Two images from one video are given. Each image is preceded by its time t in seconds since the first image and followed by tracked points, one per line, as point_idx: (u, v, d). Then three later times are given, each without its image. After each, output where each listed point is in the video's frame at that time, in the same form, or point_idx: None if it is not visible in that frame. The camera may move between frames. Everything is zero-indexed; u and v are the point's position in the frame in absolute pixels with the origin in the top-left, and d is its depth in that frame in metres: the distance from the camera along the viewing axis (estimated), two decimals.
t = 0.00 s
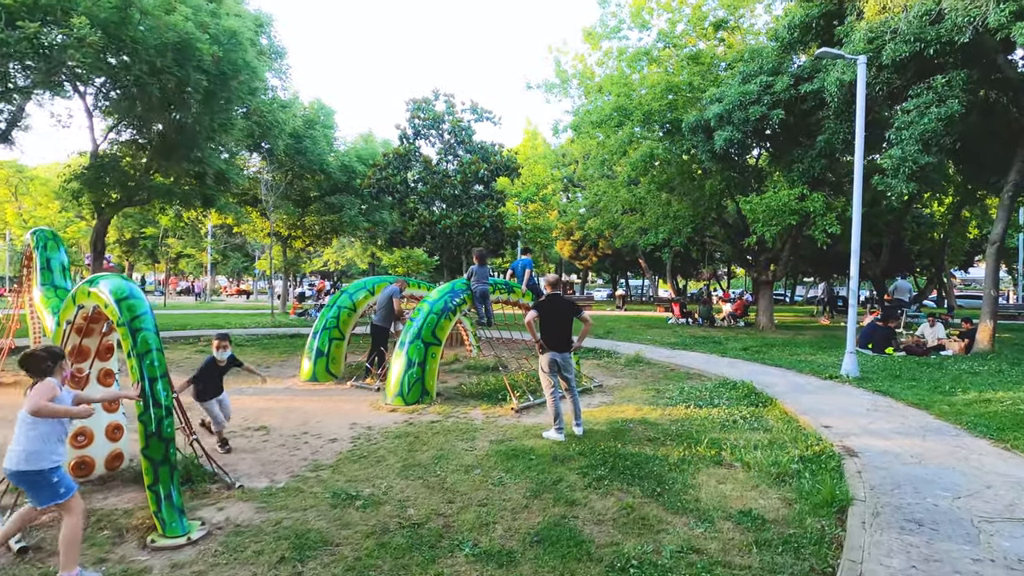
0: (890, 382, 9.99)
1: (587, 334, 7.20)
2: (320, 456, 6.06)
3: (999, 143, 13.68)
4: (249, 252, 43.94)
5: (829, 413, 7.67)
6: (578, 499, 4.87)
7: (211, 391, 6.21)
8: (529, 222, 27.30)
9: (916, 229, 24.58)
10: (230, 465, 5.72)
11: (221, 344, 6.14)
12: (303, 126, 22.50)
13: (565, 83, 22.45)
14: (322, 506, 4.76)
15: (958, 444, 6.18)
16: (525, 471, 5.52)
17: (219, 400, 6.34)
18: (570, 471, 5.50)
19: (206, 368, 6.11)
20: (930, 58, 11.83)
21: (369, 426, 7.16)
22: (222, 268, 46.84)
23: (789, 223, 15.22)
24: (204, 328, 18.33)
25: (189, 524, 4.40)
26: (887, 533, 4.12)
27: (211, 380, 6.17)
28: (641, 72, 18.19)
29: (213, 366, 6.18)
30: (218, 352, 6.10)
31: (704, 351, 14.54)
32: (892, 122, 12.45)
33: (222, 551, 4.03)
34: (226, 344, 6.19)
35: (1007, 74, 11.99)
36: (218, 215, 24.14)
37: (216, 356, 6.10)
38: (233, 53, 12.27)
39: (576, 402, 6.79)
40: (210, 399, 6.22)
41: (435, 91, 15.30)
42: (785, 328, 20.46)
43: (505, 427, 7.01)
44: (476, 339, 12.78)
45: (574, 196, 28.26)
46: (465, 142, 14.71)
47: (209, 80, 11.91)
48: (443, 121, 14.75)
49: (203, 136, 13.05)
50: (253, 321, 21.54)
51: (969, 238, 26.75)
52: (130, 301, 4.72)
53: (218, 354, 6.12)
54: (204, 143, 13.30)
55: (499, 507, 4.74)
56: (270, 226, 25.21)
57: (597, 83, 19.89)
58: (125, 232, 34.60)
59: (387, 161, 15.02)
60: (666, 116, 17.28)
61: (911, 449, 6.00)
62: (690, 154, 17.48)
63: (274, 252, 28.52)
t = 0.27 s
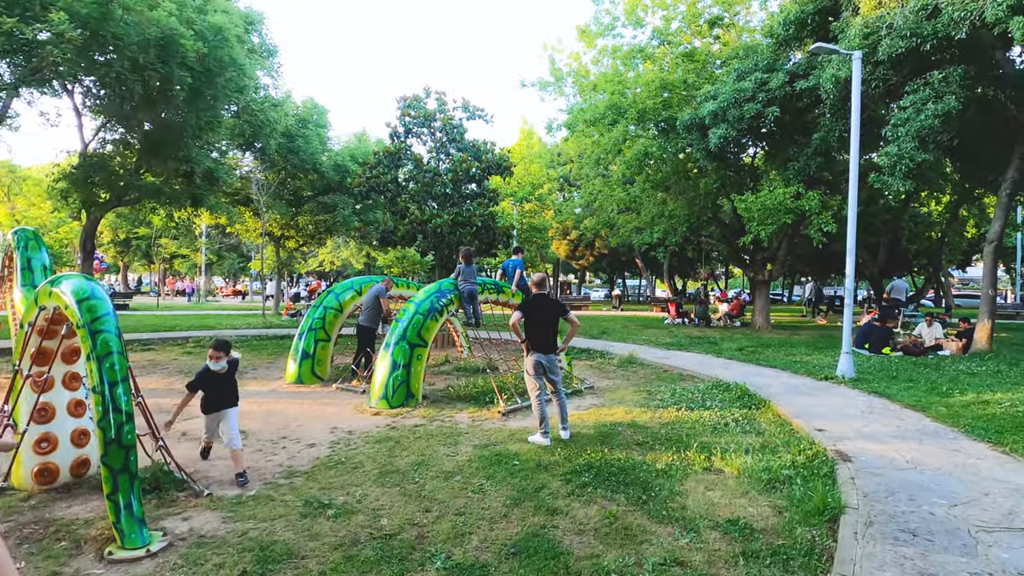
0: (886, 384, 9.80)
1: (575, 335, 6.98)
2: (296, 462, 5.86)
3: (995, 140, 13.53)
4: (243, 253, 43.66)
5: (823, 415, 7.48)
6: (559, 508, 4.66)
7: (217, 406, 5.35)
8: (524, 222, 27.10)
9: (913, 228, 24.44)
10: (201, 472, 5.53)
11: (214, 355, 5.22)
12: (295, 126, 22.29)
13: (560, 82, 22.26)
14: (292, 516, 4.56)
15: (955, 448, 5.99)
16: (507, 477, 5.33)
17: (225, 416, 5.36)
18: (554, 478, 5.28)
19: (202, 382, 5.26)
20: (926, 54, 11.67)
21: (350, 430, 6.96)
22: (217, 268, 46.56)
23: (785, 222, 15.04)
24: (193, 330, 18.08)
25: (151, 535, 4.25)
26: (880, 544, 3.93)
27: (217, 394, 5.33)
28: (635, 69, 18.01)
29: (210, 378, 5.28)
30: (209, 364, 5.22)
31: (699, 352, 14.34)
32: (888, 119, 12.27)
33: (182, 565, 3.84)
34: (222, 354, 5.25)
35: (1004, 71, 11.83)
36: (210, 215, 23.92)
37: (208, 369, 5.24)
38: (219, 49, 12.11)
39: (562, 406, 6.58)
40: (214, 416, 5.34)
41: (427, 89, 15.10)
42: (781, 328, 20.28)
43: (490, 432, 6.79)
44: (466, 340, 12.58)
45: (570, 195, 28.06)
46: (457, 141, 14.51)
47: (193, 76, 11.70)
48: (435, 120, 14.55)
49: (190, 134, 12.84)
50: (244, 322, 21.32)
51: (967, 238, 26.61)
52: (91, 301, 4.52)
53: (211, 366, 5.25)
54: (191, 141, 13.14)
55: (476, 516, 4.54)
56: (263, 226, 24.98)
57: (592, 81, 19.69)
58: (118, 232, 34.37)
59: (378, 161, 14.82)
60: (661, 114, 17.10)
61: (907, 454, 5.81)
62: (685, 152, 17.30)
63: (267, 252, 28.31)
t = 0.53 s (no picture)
0: (879, 387, 9.63)
1: (557, 339, 6.80)
2: (267, 472, 5.67)
3: (990, 140, 13.38)
4: (238, 253, 43.40)
5: (813, 421, 7.30)
6: (534, 522, 4.46)
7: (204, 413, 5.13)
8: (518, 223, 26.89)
9: (909, 229, 24.30)
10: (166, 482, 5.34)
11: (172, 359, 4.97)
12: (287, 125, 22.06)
13: (553, 81, 22.07)
14: (253, 530, 4.37)
15: (947, 456, 5.81)
16: (482, 487, 5.14)
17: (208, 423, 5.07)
18: (531, 488, 5.08)
19: (177, 388, 5.07)
20: (920, 52, 11.51)
21: (326, 437, 6.76)
22: (211, 269, 46.28)
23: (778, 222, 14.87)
24: (181, 332, 17.84)
25: (102, 551, 4.04)
26: (867, 563, 3.74)
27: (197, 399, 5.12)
28: (629, 68, 17.85)
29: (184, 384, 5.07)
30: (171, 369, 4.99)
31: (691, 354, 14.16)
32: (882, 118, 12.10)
33: None
34: (180, 356, 4.97)
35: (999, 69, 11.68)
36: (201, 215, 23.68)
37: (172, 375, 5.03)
38: (202, 47, 11.94)
39: (544, 412, 6.38)
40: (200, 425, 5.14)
41: (416, 88, 14.90)
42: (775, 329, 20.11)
43: (470, 439, 6.60)
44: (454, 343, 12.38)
45: (565, 196, 27.86)
46: (446, 140, 14.31)
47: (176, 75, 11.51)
48: (424, 119, 14.34)
49: (174, 134, 12.64)
50: (235, 323, 21.09)
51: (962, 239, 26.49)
52: (44, 307, 4.31)
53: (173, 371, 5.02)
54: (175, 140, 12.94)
55: (447, 530, 4.34)
56: (254, 227, 24.75)
57: (585, 81, 19.51)
58: (110, 232, 34.10)
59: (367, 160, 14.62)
60: (654, 113, 16.93)
61: (897, 463, 5.62)
62: (679, 152, 17.12)
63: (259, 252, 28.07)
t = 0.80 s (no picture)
0: (871, 387, 9.46)
1: (540, 337, 6.58)
2: (234, 476, 5.47)
3: (984, 137, 13.27)
4: (231, 253, 43.09)
5: (802, 423, 7.13)
6: (508, 528, 4.27)
7: (172, 425, 4.57)
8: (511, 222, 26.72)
9: (902, 229, 24.17)
10: (128, 488, 5.14)
11: (138, 354, 4.45)
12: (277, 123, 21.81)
13: (546, 79, 21.87)
14: (213, 537, 4.19)
15: (937, 458, 5.66)
16: (457, 490, 4.96)
17: (178, 436, 4.57)
18: (508, 491, 4.89)
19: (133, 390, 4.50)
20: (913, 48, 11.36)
21: (301, 439, 6.56)
22: (204, 268, 45.94)
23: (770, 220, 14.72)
24: (169, 331, 17.65)
25: (50, 559, 3.84)
26: (853, 572, 3.56)
27: (163, 408, 4.53)
28: (621, 66, 17.69)
29: (145, 387, 4.48)
30: (134, 365, 4.49)
31: (682, 354, 13.99)
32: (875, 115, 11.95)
33: None
34: (144, 353, 4.44)
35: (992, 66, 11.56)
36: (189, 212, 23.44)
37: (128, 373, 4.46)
38: (184, 40, 11.72)
39: (525, 413, 6.17)
40: (167, 436, 4.58)
41: (404, 83, 14.67)
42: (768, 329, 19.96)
43: (450, 440, 6.41)
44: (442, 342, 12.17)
45: (557, 195, 27.64)
46: (435, 137, 14.09)
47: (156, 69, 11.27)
48: (412, 115, 14.11)
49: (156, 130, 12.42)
50: (223, 322, 20.86)
51: (956, 238, 26.41)
52: None
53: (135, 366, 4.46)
54: (158, 135, 12.73)
55: (417, 537, 4.15)
56: (245, 225, 24.51)
57: (577, 78, 19.32)
58: (100, 230, 33.81)
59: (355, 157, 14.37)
60: (646, 111, 16.77)
61: (887, 466, 5.46)
62: (671, 149, 16.96)
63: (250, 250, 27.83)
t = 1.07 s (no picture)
0: (851, 387, 9.40)
1: (516, 337, 6.30)
2: (190, 484, 5.21)
3: (964, 136, 13.28)
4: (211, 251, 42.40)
5: (781, 423, 7.00)
6: (473, 538, 4.06)
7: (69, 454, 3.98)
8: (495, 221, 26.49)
9: (883, 228, 24.31)
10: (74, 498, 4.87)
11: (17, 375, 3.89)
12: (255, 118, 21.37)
13: (529, 76, 21.64)
14: (158, 551, 3.95)
15: (917, 460, 5.54)
16: (423, 497, 4.76)
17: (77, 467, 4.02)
18: (476, 499, 4.68)
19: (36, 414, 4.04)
20: (894, 46, 11.32)
21: (266, 443, 6.32)
22: (184, 267, 45.16)
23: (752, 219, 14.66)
24: (143, 331, 17.24)
25: None
26: None
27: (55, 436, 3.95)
28: (604, 63, 17.54)
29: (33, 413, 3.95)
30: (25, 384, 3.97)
31: (664, 353, 13.89)
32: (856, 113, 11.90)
33: None
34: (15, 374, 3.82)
35: (972, 65, 11.55)
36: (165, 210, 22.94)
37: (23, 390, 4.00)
38: (153, 32, 11.36)
39: (499, 416, 5.93)
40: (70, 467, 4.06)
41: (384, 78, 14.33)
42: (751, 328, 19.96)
43: (420, 444, 6.18)
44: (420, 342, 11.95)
45: (541, 193, 27.46)
46: (414, 133, 13.82)
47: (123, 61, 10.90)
48: (391, 110, 13.80)
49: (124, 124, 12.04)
50: (200, 322, 20.44)
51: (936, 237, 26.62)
52: None
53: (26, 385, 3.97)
54: (126, 130, 12.36)
55: (376, 550, 3.93)
56: (223, 223, 24.06)
57: (560, 75, 19.12)
58: (75, 228, 33.09)
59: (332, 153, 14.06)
60: (629, 109, 16.66)
61: (867, 468, 5.33)
62: (654, 148, 16.85)
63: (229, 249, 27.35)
